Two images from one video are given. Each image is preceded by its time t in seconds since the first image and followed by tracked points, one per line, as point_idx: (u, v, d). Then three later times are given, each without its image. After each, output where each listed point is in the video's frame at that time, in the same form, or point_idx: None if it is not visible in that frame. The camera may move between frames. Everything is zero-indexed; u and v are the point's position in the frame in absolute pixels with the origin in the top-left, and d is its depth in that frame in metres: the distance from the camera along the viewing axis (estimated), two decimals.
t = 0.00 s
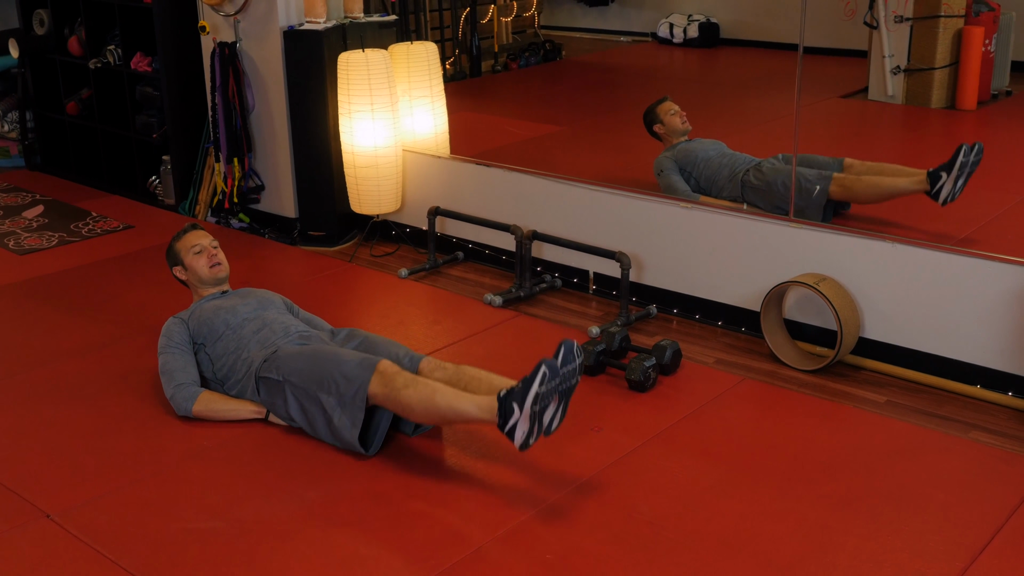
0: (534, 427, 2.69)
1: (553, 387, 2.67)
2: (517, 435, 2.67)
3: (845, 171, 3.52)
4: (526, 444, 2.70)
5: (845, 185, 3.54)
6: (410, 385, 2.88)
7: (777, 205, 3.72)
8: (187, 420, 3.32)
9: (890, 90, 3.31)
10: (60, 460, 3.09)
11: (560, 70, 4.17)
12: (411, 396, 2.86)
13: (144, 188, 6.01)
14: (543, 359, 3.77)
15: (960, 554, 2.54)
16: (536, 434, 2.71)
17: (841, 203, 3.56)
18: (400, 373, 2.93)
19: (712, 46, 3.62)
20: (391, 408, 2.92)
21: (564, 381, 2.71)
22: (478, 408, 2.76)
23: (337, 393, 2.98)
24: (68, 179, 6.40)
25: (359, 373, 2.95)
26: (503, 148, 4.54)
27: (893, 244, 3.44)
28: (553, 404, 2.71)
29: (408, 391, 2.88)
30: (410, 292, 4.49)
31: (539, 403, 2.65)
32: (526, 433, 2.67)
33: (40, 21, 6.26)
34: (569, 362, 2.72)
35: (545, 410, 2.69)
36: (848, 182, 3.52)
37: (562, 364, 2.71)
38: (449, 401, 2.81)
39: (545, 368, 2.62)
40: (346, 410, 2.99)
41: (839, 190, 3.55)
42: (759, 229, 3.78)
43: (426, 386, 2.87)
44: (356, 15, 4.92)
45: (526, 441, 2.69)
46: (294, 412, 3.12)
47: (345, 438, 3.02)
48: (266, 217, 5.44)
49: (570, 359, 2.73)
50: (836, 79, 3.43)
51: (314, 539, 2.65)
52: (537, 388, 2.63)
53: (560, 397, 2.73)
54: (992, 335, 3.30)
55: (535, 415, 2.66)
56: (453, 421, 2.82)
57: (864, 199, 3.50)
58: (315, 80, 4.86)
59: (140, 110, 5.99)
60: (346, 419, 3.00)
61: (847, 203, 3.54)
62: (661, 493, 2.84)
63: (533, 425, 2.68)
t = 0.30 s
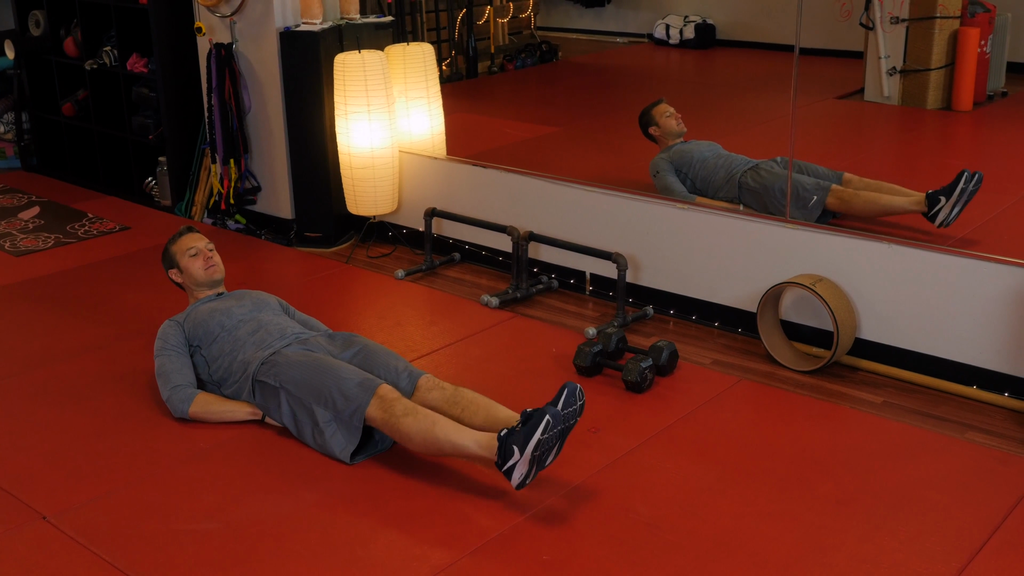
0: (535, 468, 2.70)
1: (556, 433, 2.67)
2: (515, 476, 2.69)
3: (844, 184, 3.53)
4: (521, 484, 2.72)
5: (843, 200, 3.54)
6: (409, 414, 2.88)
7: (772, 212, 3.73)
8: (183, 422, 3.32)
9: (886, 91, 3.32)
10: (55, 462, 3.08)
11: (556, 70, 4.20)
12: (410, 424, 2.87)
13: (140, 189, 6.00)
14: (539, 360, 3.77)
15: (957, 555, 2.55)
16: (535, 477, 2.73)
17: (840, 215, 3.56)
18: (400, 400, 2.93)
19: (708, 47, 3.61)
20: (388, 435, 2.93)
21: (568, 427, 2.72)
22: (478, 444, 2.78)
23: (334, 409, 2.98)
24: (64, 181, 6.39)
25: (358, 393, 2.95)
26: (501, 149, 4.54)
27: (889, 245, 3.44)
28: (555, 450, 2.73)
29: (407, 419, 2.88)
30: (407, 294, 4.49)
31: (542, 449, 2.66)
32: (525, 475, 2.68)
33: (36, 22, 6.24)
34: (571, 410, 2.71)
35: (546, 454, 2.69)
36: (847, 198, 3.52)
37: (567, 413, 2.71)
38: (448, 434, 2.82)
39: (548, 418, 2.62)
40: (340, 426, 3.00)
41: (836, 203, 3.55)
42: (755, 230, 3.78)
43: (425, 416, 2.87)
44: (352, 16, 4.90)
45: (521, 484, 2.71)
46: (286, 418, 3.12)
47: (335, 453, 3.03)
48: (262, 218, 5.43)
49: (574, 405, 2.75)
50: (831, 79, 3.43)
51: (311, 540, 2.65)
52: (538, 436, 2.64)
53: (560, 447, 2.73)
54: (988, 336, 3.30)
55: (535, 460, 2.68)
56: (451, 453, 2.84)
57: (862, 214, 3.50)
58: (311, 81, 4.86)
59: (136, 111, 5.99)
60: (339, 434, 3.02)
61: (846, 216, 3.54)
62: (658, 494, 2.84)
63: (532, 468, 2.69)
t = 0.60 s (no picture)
0: (532, 413, 2.64)
1: (549, 373, 2.62)
2: (511, 420, 2.63)
3: (841, 171, 3.54)
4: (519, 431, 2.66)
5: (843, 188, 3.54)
6: (404, 378, 2.85)
7: (775, 207, 3.72)
8: (184, 423, 3.32)
9: (886, 93, 3.30)
10: (55, 464, 3.08)
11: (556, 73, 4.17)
12: (405, 387, 2.83)
13: (140, 191, 6.01)
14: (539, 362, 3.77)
15: (957, 556, 2.55)
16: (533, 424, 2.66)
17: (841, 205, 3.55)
18: (396, 367, 2.90)
19: (708, 49, 3.61)
20: (387, 403, 2.89)
21: (564, 368, 2.65)
22: (472, 398, 2.71)
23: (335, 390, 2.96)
24: (65, 183, 6.40)
25: (356, 369, 2.93)
26: (500, 150, 4.55)
27: (890, 247, 3.45)
28: (552, 395, 2.66)
29: (402, 383, 2.84)
30: (407, 295, 4.49)
31: (535, 389, 2.61)
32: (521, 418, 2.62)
33: (37, 25, 6.25)
34: (567, 357, 2.65)
35: (541, 397, 2.63)
36: (847, 184, 3.53)
37: (562, 356, 2.64)
38: (443, 394, 2.77)
39: (538, 352, 2.58)
40: (344, 407, 2.97)
41: (836, 190, 3.56)
42: (756, 232, 3.78)
43: (420, 378, 2.83)
44: (352, 18, 4.93)
45: (519, 431, 2.65)
46: (291, 413, 3.09)
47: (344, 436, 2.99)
48: (262, 220, 5.43)
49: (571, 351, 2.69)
50: (830, 81, 3.43)
51: (310, 542, 2.65)
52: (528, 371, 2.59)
53: (558, 394, 2.66)
54: (989, 337, 3.30)
55: (529, 401, 2.62)
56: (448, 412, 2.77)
57: (861, 199, 3.50)
58: (312, 83, 4.86)
59: (137, 113, 5.99)
60: (344, 416, 2.98)
61: (847, 203, 3.54)
62: (657, 496, 2.84)
63: (528, 411, 2.63)
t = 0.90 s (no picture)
0: (470, 265, 2.66)
1: (471, 221, 2.67)
2: (454, 274, 2.65)
3: (813, 117, 3.55)
4: (465, 285, 2.67)
5: (817, 129, 3.56)
6: (358, 275, 2.78)
7: (772, 177, 3.72)
8: (184, 424, 3.32)
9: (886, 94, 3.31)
10: (55, 465, 3.08)
11: (557, 74, 4.15)
12: (359, 282, 2.76)
13: (140, 192, 6.01)
14: (539, 363, 3.77)
15: (958, 557, 2.54)
16: (477, 275, 2.66)
17: (826, 150, 3.56)
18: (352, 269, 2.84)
19: (708, 49, 3.61)
20: (348, 305, 2.83)
21: (493, 213, 2.69)
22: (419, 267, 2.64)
23: (308, 326, 2.93)
24: (65, 184, 6.40)
25: (318, 296, 2.94)
26: (500, 151, 4.56)
27: (890, 249, 3.45)
28: (489, 240, 2.67)
29: (357, 280, 2.78)
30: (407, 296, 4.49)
31: (466, 235, 2.65)
32: (462, 268, 2.64)
33: (37, 26, 6.25)
34: (490, 199, 2.69)
35: (477, 245, 2.65)
36: (819, 123, 3.55)
37: (487, 195, 2.71)
38: (392, 274, 2.69)
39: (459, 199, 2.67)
40: (322, 336, 2.92)
41: (812, 132, 3.58)
42: (756, 233, 3.78)
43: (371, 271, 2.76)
44: (352, 20, 4.91)
45: (464, 283, 2.66)
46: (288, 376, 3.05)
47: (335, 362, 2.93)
48: (262, 221, 5.44)
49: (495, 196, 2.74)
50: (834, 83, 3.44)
51: (310, 543, 2.65)
52: (454, 218, 2.67)
53: (494, 242, 2.68)
54: (989, 339, 3.30)
55: (463, 250, 2.66)
56: (400, 293, 2.69)
57: (835, 135, 3.52)
58: (312, 84, 4.87)
59: (136, 114, 5.99)
60: (326, 342, 2.93)
61: (828, 142, 3.55)
62: (658, 498, 2.84)
63: (466, 261, 2.65)
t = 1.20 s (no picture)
0: (325, 97, 2.72)
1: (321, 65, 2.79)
2: (312, 108, 2.69)
3: (753, 91, 3.62)
4: (334, 120, 2.71)
5: (757, 92, 3.62)
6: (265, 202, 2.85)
7: (752, 158, 3.74)
8: (184, 428, 3.32)
9: (886, 96, 3.31)
10: (54, 467, 3.08)
11: (557, 77, 4.16)
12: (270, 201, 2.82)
13: (139, 194, 6.01)
14: (539, 365, 3.77)
15: (958, 559, 2.55)
16: (338, 108, 2.73)
17: (779, 107, 3.61)
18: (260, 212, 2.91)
19: (707, 53, 3.63)
20: (275, 226, 2.86)
21: (338, 62, 2.80)
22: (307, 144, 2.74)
23: (253, 283, 2.99)
24: (65, 186, 6.40)
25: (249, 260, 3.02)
26: (500, 153, 4.55)
27: (889, 251, 3.44)
28: (340, 81, 2.78)
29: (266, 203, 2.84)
30: (407, 298, 4.50)
31: (309, 75, 2.76)
32: (318, 103, 2.70)
33: (37, 28, 6.25)
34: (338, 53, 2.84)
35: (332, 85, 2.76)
36: (760, 85, 3.60)
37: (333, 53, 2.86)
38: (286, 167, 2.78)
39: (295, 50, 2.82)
40: (271, 281, 2.97)
41: (759, 98, 3.62)
42: (755, 236, 3.78)
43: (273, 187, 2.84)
44: (351, 21, 4.84)
45: (330, 116, 2.70)
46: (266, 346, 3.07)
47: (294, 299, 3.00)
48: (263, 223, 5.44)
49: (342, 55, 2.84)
50: (829, 85, 3.43)
51: (310, 545, 2.65)
52: (295, 65, 2.79)
53: (351, 81, 2.79)
54: (989, 341, 3.30)
55: (317, 88, 2.73)
56: (303, 177, 2.76)
57: (780, 86, 3.57)
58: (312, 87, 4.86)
59: (136, 116, 6.00)
60: (276, 285, 2.98)
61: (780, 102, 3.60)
62: (658, 500, 2.84)
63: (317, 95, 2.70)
